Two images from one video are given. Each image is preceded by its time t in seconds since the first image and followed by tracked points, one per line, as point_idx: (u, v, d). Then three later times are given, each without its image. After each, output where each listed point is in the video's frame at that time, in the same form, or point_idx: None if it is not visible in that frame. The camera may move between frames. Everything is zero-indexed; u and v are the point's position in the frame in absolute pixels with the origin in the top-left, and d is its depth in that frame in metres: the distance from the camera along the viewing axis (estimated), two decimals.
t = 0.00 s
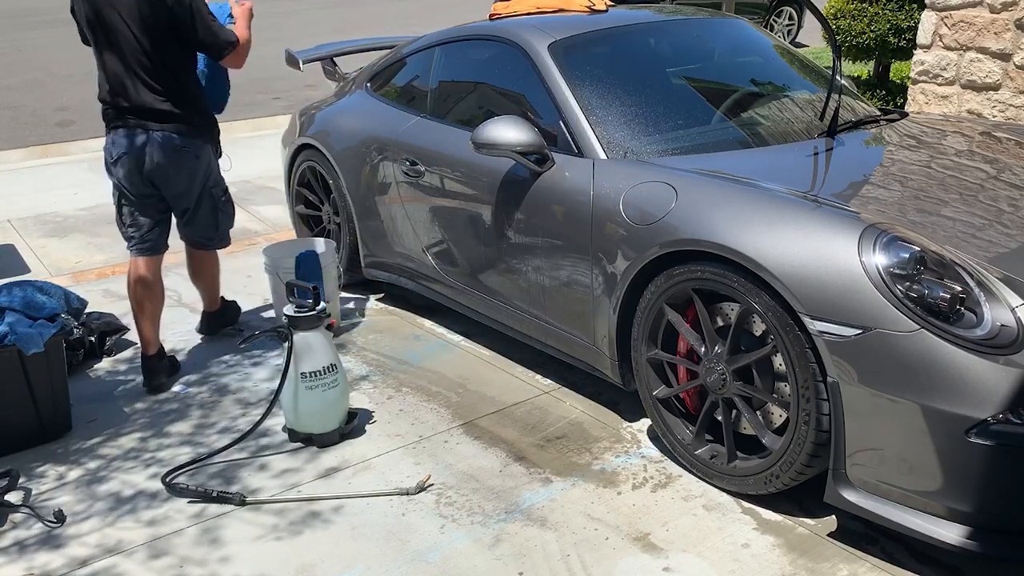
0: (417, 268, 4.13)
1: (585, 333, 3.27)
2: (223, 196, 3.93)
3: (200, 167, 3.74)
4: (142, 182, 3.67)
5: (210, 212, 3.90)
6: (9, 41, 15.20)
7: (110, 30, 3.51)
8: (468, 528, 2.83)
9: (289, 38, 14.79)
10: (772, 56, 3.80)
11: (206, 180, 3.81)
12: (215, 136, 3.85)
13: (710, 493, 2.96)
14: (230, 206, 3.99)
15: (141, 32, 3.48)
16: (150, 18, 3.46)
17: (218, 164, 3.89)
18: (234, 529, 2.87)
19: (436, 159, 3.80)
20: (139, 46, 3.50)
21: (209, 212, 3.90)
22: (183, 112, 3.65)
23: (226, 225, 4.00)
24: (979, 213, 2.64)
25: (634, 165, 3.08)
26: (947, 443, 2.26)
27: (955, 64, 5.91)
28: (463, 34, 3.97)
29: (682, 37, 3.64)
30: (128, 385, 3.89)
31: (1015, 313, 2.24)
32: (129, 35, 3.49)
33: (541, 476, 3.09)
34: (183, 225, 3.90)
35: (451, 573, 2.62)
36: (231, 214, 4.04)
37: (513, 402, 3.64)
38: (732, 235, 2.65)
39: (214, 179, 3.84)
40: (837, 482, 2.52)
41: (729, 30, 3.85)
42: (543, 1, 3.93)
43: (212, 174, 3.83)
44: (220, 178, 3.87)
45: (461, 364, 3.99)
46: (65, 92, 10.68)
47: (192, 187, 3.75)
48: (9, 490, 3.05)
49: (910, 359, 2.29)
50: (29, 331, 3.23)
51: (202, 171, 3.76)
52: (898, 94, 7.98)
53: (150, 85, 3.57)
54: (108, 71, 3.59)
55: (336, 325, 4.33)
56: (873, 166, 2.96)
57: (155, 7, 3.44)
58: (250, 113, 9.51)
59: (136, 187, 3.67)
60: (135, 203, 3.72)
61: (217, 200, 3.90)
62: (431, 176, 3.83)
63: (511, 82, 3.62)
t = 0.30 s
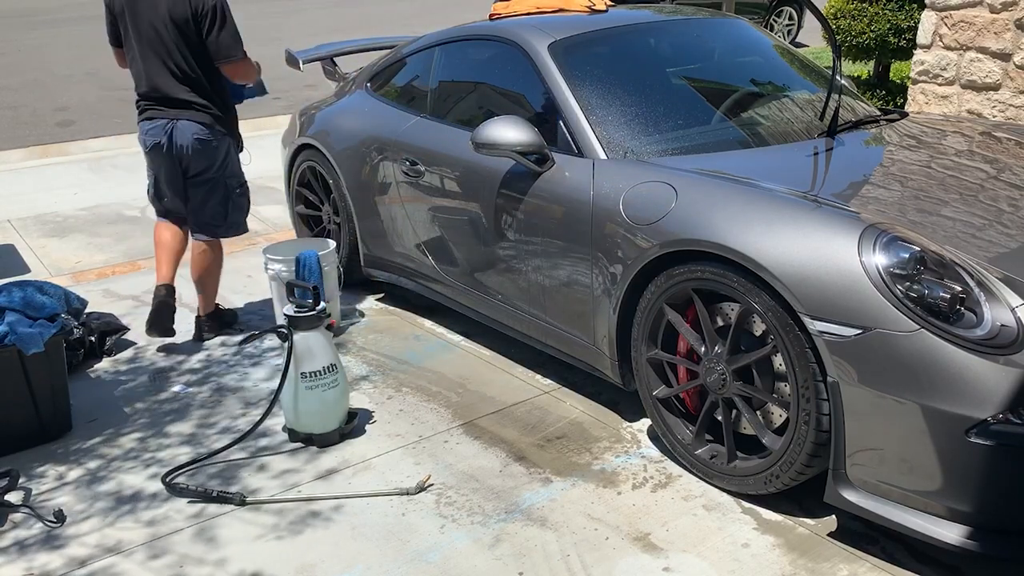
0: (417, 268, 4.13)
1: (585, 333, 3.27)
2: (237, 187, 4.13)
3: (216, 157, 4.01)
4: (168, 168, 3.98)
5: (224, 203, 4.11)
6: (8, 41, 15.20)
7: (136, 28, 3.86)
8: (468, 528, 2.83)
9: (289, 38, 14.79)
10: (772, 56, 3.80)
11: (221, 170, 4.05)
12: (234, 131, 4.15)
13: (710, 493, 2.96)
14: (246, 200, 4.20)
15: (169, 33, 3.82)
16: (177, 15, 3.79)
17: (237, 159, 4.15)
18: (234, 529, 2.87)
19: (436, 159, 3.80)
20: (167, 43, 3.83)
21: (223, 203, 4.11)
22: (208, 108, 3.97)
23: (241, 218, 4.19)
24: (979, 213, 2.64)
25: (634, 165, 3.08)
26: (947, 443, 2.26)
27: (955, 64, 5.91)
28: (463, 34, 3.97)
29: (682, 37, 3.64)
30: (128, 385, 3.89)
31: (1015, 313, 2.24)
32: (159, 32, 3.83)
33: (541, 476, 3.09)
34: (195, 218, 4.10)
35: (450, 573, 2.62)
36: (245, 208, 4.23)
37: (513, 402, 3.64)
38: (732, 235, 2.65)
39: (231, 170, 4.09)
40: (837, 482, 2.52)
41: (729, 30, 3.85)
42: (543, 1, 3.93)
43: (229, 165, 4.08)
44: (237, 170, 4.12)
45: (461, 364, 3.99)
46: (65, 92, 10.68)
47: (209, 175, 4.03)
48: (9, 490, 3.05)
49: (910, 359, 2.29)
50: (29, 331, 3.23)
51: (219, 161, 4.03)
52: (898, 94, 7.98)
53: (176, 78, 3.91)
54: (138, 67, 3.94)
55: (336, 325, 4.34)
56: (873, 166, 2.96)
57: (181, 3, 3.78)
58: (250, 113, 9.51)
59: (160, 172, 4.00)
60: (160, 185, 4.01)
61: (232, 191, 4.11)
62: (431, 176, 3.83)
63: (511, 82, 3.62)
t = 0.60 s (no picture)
0: (417, 268, 4.13)
1: (585, 333, 3.27)
2: (228, 184, 4.10)
3: (205, 151, 4.03)
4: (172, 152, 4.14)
5: (213, 200, 4.10)
6: (8, 41, 15.20)
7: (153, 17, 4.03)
8: (468, 528, 2.83)
9: (289, 38, 14.78)
10: (772, 56, 3.80)
11: (208, 165, 4.06)
12: (234, 127, 4.16)
13: (710, 493, 2.96)
14: (239, 198, 4.15)
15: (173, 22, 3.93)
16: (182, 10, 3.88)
17: (234, 155, 4.14)
18: (234, 529, 2.87)
19: (436, 159, 3.80)
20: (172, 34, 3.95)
21: (212, 199, 4.10)
22: (202, 99, 4.01)
23: (233, 216, 4.15)
24: (979, 213, 2.64)
25: (634, 165, 3.08)
26: (947, 443, 2.26)
27: (955, 64, 5.91)
28: (463, 34, 3.97)
29: (682, 37, 3.65)
30: (128, 385, 3.89)
31: (1015, 313, 2.24)
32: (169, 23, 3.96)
33: (541, 476, 3.09)
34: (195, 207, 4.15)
35: (450, 573, 2.62)
36: (241, 206, 4.19)
37: (513, 402, 3.64)
38: (732, 235, 2.65)
39: (220, 166, 4.07)
40: (837, 482, 2.52)
41: (730, 30, 3.85)
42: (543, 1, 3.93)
43: (221, 161, 4.07)
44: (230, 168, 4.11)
45: (461, 364, 3.99)
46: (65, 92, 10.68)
47: (200, 167, 4.06)
48: (9, 490, 3.05)
49: (911, 359, 2.29)
50: (29, 331, 3.22)
51: (208, 155, 4.05)
52: (898, 94, 7.98)
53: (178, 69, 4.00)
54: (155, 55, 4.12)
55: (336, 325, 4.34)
56: (873, 166, 2.96)
57: None
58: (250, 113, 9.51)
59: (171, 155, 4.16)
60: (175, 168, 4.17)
61: (221, 187, 4.09)
62: (431, 176, 3.83)
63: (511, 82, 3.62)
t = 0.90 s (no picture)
0: (417, 268, 4.13)
1: (586, 333, 3.27)
2: (197, 169, 4.19)
3: (181, 132, 4.18)
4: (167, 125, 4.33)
5: (186, 182, 4.22)
6: (8, 41, 15.20)
7: None
8: (468, 528, 2.83)
9: (289, 38, 14.78)
10: (772, 56, 3.80)
11: (183, 147, 4.20)
12: (222, 117, 4.22)
13: (710, 493, 2.96)
14: (209, 185, 4.20)
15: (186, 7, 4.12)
16: None
17: (213, 144, 4.22)
18: (234, 529, 2.87)
19: (436, 159, 3.80)
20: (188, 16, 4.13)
21: (185, 183, 4.22)
22: (187, 81, 4.15)
23: (201, 203, 4.22)
24: (979, 213, 2.64)
25: (634, 165, 3.08)
26: (947, 443, 2.26)
27: (955, 64, 5.91)
28: (463, 34, 3.97)
29: (682, 37, 3.65)
30: (128, 385, 3.89)
31: (1015, 313, 2.24)
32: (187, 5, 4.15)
33: (541, 476, 3.09)
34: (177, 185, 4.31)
35: (450, 573, 2.62)
36: (213, 196, 4.23)
37: (513, 402, 3.64)
38: (732, 235, 2.65)
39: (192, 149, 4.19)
40: (837, 482, 2.52)
41: (729, 30, 3.85)
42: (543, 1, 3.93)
43: (196, 145, 4.19)
44: (205, 154, 4.19)
45: (461, 364, 3.99)
46: (65, 92, 10.68)
47: (179, 147, 4.22)
48: (10, 490, 3.05)
49: (911, 359, 2.29)
50: (29, 331, 3.22)
51: (184, 136, 4.19)
52: (898, 94, 7.98)
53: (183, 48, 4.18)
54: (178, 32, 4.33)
55: (337, 325, 4.35)
56: (873, 166, 2.96)
57: None
58: (250, 113, 9.51)
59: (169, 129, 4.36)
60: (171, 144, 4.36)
61: (190, 171, 4.20)
62: (430, 177, 3.83)
63: (511, 82, 3.62)
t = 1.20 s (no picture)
0: (417, 268, 4.13)
1: (586, 333, 3.27)
2: (197, 161, 4.21)
3: (179, 124, 4.21)
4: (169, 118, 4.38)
5: (186, 174, 4.24)
6: (8, 41, 15.20)
7: None
8: (468, 528, 2.83)
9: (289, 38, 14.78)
10: (772, 56, 3.80)
11: (181, 139, 4.23)
12: (220, 110, 4.24)
13: (710, 493, 2.96)
14: (209, 177, 4.22)
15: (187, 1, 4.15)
16: None
17: (212, 137, 4.23)
18: (234, 529, 2.87)
19: (436, 159, 3.80)
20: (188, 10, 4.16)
21: (185, 174, 4.25)
22: (186, 75, 4.19)
23: (202, 194, 4.24)
24: (979, 213, 2.64)
25: (634, 165, 3.08)
26: (947, 443, 2.26)
27: (955, 64, 5.91)
28: (463, 34, 3.97)
29: (682, 37, 3.65)
30: (128, 385, 3.89)
31: (1015, 313, 2.24)
32: None
33: (541, 476, 3.09)
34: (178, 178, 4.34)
35: (450, 573, 2.62)
36: (213, 187, 4.24)
37: (513, 402, 3.64)
38: (732, 235, 2.65)
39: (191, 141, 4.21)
40: (837, 482, 2.52)
41: (729, 30, 3.85)
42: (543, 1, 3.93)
43: (194, 138, 4.22)
44: (204, 146, 4.22)
45: (461, 364, 3.99)
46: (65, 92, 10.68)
47: (177, 139, 4.25)
48: (10, 490, 3.05)
49: (911, 359, 2.29)
50: (29, 331, 3.22)
51: (182, 128, 4.22)
52: (898, 94, 7.98)
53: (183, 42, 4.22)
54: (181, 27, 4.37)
55: (337, 325, 4.35)
56: (873, 166, 2.96)
57: None
58: (250, 113, 9.51)
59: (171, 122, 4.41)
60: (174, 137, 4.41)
61: (190, 163, 4.22)
62: (430, 177, 3.83)
63: (511, 82, 3.62)
